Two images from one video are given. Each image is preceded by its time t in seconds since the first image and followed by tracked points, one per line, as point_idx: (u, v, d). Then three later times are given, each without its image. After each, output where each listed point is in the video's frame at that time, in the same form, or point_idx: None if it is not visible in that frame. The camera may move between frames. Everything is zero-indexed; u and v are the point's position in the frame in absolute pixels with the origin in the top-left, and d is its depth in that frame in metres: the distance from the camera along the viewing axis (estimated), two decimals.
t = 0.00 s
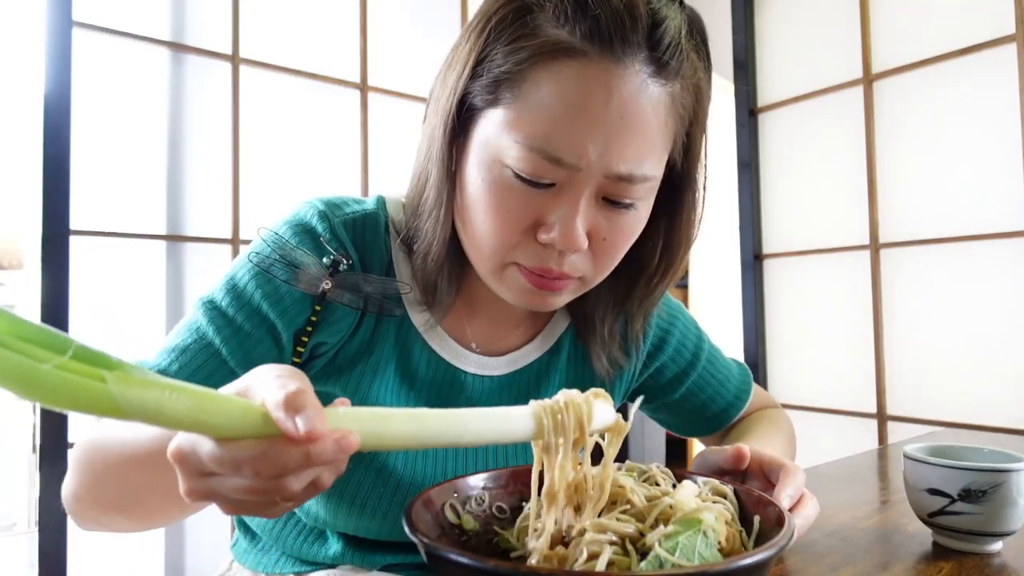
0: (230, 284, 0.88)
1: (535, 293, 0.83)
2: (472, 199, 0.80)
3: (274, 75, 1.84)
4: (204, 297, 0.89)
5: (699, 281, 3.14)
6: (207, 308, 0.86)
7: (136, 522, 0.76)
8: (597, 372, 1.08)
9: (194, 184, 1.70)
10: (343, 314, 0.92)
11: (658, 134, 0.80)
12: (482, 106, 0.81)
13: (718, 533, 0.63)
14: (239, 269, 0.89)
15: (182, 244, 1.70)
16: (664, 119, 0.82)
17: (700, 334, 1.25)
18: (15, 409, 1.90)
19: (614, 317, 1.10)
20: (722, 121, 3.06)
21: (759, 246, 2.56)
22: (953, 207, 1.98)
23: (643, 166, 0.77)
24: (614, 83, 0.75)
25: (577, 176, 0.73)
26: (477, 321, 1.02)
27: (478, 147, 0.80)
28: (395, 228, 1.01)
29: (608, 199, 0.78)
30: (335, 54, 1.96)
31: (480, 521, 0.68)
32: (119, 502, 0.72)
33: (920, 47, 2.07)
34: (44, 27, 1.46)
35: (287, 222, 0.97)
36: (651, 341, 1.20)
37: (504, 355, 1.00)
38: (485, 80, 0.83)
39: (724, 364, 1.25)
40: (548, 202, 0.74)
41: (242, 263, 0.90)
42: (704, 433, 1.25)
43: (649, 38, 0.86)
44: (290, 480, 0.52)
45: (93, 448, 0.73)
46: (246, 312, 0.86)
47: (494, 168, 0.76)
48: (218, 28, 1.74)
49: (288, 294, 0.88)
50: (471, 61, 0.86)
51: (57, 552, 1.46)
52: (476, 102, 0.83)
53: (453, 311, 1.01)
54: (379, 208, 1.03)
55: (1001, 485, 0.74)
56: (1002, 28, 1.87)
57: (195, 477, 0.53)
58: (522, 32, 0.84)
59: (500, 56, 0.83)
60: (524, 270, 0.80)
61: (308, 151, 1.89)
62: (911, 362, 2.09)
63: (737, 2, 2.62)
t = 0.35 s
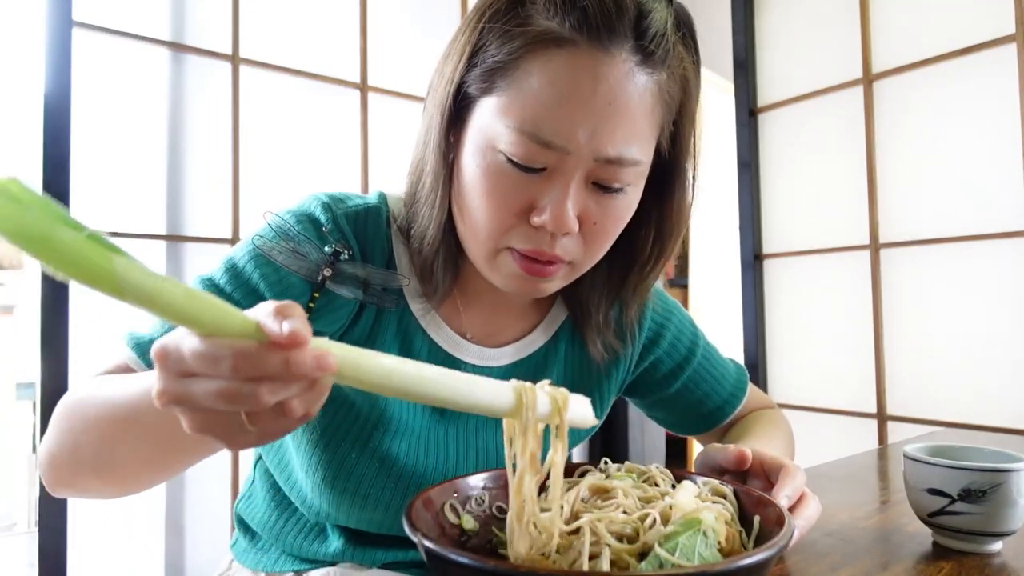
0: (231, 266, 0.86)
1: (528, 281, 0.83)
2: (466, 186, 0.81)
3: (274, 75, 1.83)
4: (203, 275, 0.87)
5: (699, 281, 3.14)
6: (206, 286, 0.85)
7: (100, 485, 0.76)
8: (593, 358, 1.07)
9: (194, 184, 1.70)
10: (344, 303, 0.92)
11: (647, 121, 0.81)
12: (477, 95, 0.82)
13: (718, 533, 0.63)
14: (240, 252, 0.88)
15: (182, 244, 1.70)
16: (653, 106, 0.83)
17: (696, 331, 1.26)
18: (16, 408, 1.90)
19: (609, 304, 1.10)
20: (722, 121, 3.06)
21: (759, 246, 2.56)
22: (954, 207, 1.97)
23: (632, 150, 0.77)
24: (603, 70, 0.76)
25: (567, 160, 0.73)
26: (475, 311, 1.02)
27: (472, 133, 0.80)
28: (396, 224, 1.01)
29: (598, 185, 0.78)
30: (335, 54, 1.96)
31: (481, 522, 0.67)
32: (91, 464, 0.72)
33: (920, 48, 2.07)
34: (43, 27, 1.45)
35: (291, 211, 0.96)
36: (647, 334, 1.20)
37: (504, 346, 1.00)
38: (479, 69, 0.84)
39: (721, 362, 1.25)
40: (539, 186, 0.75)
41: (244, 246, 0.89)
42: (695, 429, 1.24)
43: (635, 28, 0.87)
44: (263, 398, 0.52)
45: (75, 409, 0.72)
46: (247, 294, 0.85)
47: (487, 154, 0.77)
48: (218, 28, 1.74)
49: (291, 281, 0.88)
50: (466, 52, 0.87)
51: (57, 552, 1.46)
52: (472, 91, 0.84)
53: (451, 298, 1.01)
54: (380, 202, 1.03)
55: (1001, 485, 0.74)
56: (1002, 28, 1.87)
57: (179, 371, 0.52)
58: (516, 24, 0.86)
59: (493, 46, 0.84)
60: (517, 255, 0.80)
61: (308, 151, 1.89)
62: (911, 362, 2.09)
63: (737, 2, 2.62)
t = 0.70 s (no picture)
0: (238, 297, 0.88)
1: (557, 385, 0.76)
2: (490, 287, 0.73)
3: (274, 75, 1.84)
4: (213, 304, 0.90)
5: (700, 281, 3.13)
6: (217, 319, 0.88)
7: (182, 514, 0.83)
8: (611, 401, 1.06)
9: (194, 184, 1.70)
10: (345, 325, 0.90)
11: (699, 216, 0.70)
12: (499, 185, 0.72)
13: (719, 533, 0.62)
14: (246, 283, 0.89)
15: (182, 244, 1.69)
16: (707, 199, 0.73)
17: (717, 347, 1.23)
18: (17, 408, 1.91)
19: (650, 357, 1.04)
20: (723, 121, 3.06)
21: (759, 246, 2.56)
22: (954, 206, 1.97)
23: (681, 254, 0.68)
24: (652, 169, 0.65)
25: (605, 273, 0.65)
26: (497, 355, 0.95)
27: (493, 230, 0.71)
28: (406, 236, 0.94)
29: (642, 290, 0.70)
30: (335, 54, 1.96)
31: (480, 521, 0.68)
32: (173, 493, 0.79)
33: (920, 47, 2.07)
34: (43, 27, 1.46)
35: (292, 228, 0.94)
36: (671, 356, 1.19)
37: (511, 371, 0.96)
38: (502, 157, 0.72)
39: (740, 369, 1.25)
40: (573, 295, 0.67)
41: (249, 274, 0.89)
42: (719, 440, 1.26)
43: (692, 106, 0.74)
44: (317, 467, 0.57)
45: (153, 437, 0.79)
46: (253, 327, 0.87)
47: (512, 257, 0.68)
48: (218, 28, 1.75)
49: (296, 312, 0.88)
50: (487, 132, 0.76)
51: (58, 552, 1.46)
52: (492, 180, 0.73)
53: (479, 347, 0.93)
54: (390, 213, 0.97)
55: (1001, 485, 0.74)
56: (1003, 27, 1.87)
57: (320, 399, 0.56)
58: (545, 103, 0.74)
59: (520, 131, 0.73)
60: (547, 367, 0.73)
61: (308, 151, 1.89)
62: (911, 361, 2.09)
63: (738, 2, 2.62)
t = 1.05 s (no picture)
0: (232, 299, 0.87)
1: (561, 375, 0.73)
2: (485, 276, 0.70)
3: (274, 75, 1.84)
4: (208, 308, 0.90)
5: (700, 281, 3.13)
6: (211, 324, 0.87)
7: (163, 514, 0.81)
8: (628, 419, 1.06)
9: (194, 184, 1.70)
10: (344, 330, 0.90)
11: (703, 184, 0.69)
12: (492, 164, 0.71)
13: (719, 533, 0.63)
14: (240, 285, 0.87)
15: (182, 244, 1.69)
16: (710, 168, 0.72)
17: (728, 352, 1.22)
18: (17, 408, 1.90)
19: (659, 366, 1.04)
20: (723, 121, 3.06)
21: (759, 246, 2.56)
22: (954, 207, 1.97)
23: (687, 216, 0.66)
24: (646, 128, 0.64)
25: (606, 240, 0.63)
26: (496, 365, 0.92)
27: (487, 211, 0.70)
28: (406, 238, 0.93)
29: (646, 264, 0.68)
30: (335, 54, 1.96)
31: (480, 521, 0.68)
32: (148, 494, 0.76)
33: (920, 47, 2.07)
34: (43, 27, 1.46)
35: (289, 232, 0.94)
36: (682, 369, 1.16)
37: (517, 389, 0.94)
38: (493, 135, 0.72)
39: (750, 374, 1.24)
40: (574, 274, 0.65)
41: (243, 277, 0.88)
42: (729, 442, 1.26)
43: (688, 75, 0.74)
44: (308, 402, 0.55)
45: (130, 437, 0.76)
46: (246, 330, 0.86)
47: (508, 238, 0.66)
48: (218, 28, 1.75)
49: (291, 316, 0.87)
50: (477, 114, 0.76)
51: (57, 552, 1.46)
52: (484, 160, 0.72)
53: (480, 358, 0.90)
54: (391, 217, 0.97)
55: (1001, 485, 0.74)
56: (1003, 27, 1.86)
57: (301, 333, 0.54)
58: (534, 79, 0.74)
59: (510, 107, 0.73)
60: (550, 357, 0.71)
61: (308, 151, 1.89)
62: (911, 361, 2.09)
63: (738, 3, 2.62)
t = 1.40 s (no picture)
0: (231, 301, 0.85)
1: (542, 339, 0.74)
2: (470, 238, 0.71)
3: (274, 75, 1.84)
4: (204, 312, 0.87)
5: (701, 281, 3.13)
6: (208, 328, 0.83)
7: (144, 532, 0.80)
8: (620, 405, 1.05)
9: (195, 184, 1.70)
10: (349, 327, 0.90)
11: (683, 143, 0.72)
12: (480, 124, 0.74)
13: (719, 533, 0.63)
14: (239, 285, 0.86)
15: (182, 244, 1.69)
16: (690, 128, 0.75)
17: (727, 349, 1.24)
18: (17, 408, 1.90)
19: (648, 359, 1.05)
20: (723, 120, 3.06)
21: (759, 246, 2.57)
22: (954, 207, 1.97)
23: (668, 174, 0.68)
24: (623, 83, 0.68)
25: (587, 193, 0.65)
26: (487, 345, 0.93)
27: (473, 172, 0.72)
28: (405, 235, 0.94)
29: (627, 225, 0.69)
30: (335, 54, 1.96)
31: (480, 522, 0.68)
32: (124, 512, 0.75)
33: (920, 48, 2.07)
34: (44, 28, 1.46)
35: (289, 230, 0.93)
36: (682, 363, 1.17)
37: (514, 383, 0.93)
38: (481, 96, 0.76)
39: (750, 374, 1.25)
40: (556, 230, 0.66)
41: (242, 278, 0.87)
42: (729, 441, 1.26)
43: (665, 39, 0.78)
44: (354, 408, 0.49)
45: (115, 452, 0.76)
46: (247, 331, 0.84)
47: (493, 195, 0.68)
48: (218, 28, 1.75)
49: (293, 314, 0.86)
50: (467, 79, 0.80)
51: (57, 552, 1.46)
52: (474, 122, 0.76)
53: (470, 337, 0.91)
54: (389, 214, 0.98)
55: (1000, 485, 0.74)
56: (1003, 27, 1.86)
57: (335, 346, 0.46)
58: (520, 41, 0.78)
59: (496, 68, 0.77)
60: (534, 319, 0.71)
61: (308, 151, 1.89)
62: (911, 361, 2.09)
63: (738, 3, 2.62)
